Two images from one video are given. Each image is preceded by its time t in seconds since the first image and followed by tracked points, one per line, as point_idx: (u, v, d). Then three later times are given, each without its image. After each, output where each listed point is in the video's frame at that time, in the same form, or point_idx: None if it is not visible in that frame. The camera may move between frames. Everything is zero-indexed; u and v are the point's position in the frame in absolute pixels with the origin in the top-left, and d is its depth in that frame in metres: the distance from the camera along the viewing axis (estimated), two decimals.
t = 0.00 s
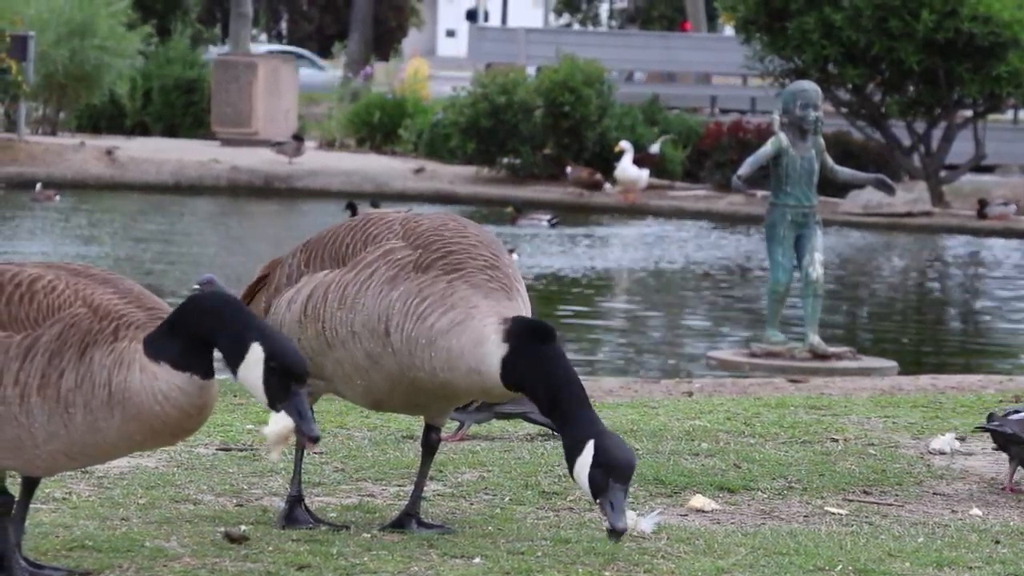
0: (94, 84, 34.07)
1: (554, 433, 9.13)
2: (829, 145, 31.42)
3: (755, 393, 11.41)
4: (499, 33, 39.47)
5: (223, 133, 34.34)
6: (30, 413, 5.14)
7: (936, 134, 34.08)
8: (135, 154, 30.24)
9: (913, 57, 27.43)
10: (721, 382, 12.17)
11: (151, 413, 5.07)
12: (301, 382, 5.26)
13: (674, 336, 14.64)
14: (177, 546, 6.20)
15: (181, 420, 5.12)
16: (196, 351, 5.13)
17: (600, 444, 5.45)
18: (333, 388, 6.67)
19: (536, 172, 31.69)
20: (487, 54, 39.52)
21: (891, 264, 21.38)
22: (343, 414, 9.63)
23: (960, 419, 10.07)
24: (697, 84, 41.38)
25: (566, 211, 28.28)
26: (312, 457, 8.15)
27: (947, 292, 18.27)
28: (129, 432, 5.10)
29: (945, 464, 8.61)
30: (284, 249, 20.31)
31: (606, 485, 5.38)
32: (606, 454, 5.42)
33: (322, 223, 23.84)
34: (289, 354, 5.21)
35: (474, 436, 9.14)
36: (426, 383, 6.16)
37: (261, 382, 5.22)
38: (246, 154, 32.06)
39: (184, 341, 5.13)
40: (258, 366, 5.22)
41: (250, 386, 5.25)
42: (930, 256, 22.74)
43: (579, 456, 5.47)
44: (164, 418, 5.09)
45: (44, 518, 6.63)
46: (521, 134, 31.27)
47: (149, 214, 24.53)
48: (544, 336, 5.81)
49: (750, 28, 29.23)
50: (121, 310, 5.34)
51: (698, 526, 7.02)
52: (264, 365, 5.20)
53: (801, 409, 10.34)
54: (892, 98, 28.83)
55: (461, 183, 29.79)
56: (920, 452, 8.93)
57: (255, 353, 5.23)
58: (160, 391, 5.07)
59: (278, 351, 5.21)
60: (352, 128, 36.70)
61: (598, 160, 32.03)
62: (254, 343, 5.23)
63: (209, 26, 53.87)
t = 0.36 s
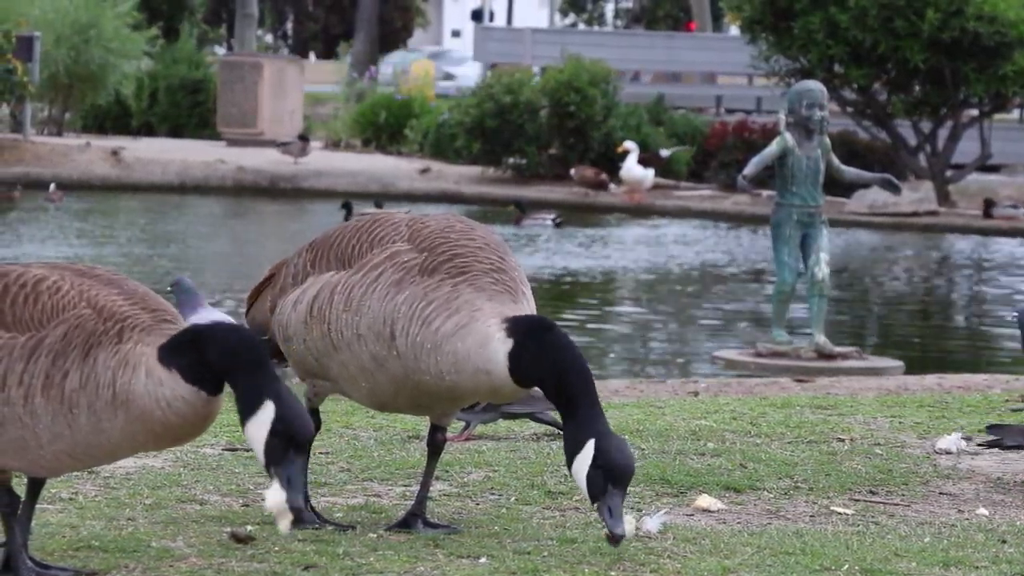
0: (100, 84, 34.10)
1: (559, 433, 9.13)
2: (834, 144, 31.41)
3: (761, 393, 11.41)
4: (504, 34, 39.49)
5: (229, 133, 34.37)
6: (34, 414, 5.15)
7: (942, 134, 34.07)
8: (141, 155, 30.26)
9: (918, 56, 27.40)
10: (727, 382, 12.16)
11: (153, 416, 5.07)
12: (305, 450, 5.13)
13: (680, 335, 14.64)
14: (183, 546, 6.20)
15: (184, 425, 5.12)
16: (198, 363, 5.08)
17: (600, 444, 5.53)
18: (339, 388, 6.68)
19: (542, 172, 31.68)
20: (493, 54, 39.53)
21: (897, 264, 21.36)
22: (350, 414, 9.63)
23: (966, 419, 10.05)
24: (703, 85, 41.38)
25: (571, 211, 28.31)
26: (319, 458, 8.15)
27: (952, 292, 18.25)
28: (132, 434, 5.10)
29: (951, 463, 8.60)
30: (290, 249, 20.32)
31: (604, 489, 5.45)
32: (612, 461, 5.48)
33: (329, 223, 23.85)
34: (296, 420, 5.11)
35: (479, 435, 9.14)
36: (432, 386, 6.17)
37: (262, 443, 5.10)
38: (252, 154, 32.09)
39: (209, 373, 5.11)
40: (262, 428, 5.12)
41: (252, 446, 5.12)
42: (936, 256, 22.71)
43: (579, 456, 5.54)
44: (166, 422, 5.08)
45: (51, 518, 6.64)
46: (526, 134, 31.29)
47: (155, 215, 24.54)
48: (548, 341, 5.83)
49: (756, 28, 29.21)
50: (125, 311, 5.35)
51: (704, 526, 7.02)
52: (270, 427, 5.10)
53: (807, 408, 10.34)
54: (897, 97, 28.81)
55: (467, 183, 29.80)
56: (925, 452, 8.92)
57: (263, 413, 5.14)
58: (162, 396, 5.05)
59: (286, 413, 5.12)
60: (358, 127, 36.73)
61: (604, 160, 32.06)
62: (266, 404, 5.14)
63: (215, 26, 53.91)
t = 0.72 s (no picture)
0: (110, 83, 34.16)
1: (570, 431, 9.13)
2: (844, 142, 31.38)
3: (771, 391, 11.41)
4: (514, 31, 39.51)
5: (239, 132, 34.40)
6: (38, 414, 5.12)
7: (952, 132, 34.02)
8: (152, 153, 30.31)
9: (929, 54, 27.37)
10: (739, 379, 12.14)
11: (156, 423, 5.08)
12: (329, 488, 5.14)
13: (691, 334, 14.64)
14: (194, 544, 6.21)
15: (186, 432, 5.14)
16: (204, 381, 5.08)
17: (592, 440, 5.59)
18: (349, 385, 6.69)
19: (551, 170, 31.68)
20: (503, 52, 39.55)
21: (910, 262, 21.34)
22: (360, 413, 9.64)
23: (977, 417, 10.02)
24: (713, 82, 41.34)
25: (582, 210, 28.30)
26: (330, 456, 8.16)
27: (964, 290, 18.22)
28: (135, 438, 5.10)
29: (962, 461, 8.58)
30: (300, 248, 20.33)
31: (594, 488, 5.55)
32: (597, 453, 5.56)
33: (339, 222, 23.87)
34: (318, 462, 5.10)
35: (490, 434, 9.16)
36: (441, 384, 6.19)
37: (289, 492, 5.10)
38: (262, 153, 32.13)
39: (210, 402, 5.10)
40: (285, 475, 5.09)
41: (276, 495, 5.12)
42: (947, 254, 22.69)
43: (569, 447, 5.61)
44: (168, 429, 5.10)
45: (62, 516, 6.65)
46: (536, 132, 31.33)
47: (165, 214, 24.57)
48: (552, 340, 5.86)
49: (766, 26, 29.19)
50: (131, 313, 5.33)
51: (716, 524, 7.01)
52: (293, 474, 5.08)
53: (819, 407, 10.33)
54: (908, 95, 28.78)
55: (477, 181, 29.81)
56: (936, 450, 8.90)
57: (281, 460, 5.10)
58: (168, 404, 5.06)
59: (306, 458, 5.10)
60: (368, 126, 36.77)
61: (614, 158, 32.07)
62: (282, 451, 5.10)
63: (226, 25, 54.00)
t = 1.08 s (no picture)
0: (136, 80, 34.29)
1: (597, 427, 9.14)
2: (870, 138, 31.31)
3: (797, 387, 11.40)
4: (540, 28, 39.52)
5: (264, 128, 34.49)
6: (67, 410, 5.07)
7: (980, 128, 33.90)
8: (178, 150, 30.41)
9: (956, 50, 27.27)
10: (763, 376, 12.13)
11: (185, 420, 5.00)
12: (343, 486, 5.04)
13: (716, 330, 14.62)
14: (222, 540, 6.23)
15: (214, 429, 5.06)
16: (231, 377, 4.99)
17: (570, 402, 5.65)
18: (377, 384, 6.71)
19: (577, 166, 31.68)
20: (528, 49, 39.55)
21: (936, 258, 21.28)
22: (387, 409, 9.67)
23: (1005, 414, 9.99)
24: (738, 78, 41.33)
25: (608, 206, 28.33)
26: (356, 452, 8.18)
27: (991, 286, 18.15)
28: (164, 436, 5.04)
29: (990, 458, 8.55)
30: (326, 245, 20.38)
31: (580, 451, 5.58)
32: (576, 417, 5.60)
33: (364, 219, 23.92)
34: (329, 460, 4.99)
35: (516, 430, 9.17)
36: (459, 382, 6.17)
37: (299, 489, 5.00)
38: (288, 150, 32.21)
39: (237, 394, 5.01)
40: (297, 474, 5.01)
41: (288, 492, 5.03)
42: (974, 250, 22.62)
43: (546, 414, 5.68)
44: (197, 425, 5.02)
45: (90, 512, 6.69)
46: (562, 128, 31.35)
47: (191, 210, 24.65)
48: (548, 313, 5.80)
49: (792, 22, 29.15)
50: (160, 310, 5.28)
51: (741, 521, 7.00)
52: (304, 471, 4.99)
53: (845, 403, 10.31)
54: (934, 91, 28.69)
55: (503, 177, 29.84)
56: (963, 447, 8.88)
57: (295, 458, 5.02)
58: (196, 402, 4.99)
59: (317, 456, 5.00)
60: (394, 123, 36.84)
61: (640, 154, 32.06)
62: (295, 447, 5.02)
63: (251, 21, 54.15)
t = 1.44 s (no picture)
0: (161, 76, 34.39)
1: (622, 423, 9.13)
2: (896, 134, 31.21)
3: (823, 383, 11.37)
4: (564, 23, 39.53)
5: (290, 125, 34.57)
6: (94, 408, 5.09)
7: (1007, 123, 33.74)
8: (203, 146, 30.49)
9: (982, 43, 27.15)
10: (788, 371, 12.11)
11: (210, 417, 5.01)
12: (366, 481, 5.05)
13: (741, 326, 14.59)
14: (247, 536, 6.26)
15: (241, 427, 5.07)
16: (256, 374, 5.00)
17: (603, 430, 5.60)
18: (397, 378, 6.73)
19: (602, 162, 31.65)
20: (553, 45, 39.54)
21: (963, 253, 21.19)
22: (410, 405, 9.68)
23: None
24: (764, 73, 41.20)
25: (634, 202, 28.27)
26: (382, 448, 8.20)
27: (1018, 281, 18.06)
28: (190, 434, 5.05)
29: (1017, 454, 8.51)
30: (350, 242, 20.40)
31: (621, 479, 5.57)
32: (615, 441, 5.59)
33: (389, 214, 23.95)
34: (353, 455, 5.00)
35: (540, 426, 9.17)
36: (478, 372, 6.17)
37: (323, 486, 5.01)
38: (314, 145, 32.25)
39: (263, 393, 5.01)
40: (322, 469, 5.02)
41: (312, 486, 5.04)
42: (1001, 245, 22.53)
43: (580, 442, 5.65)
44: (222, 423, 5.02)
45: (116, 508, 6.73)
46: (587, 123, 31.33)
47: (217, 206, 24.71)
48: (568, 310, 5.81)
49: (817, 17, 29.06)
50: (188, 308, 5.30)
51: (766, 517, 6.99)
52: (328, 467, 5.00)
53: (870, 398, 10.28)
54: (960, 86, 28.59)
55: (528, 173, 29.84)
56: (989, 442, 8.84)
57: (320, 451, 5.03)
58: (221, 400, 4.99)
59: (343, 452, 5.00)
60: (419, 119, 36.89)
61: (665, 149, 32.03)
62: (320, 441, 5.03)
63: (277, 18, 54.23)
